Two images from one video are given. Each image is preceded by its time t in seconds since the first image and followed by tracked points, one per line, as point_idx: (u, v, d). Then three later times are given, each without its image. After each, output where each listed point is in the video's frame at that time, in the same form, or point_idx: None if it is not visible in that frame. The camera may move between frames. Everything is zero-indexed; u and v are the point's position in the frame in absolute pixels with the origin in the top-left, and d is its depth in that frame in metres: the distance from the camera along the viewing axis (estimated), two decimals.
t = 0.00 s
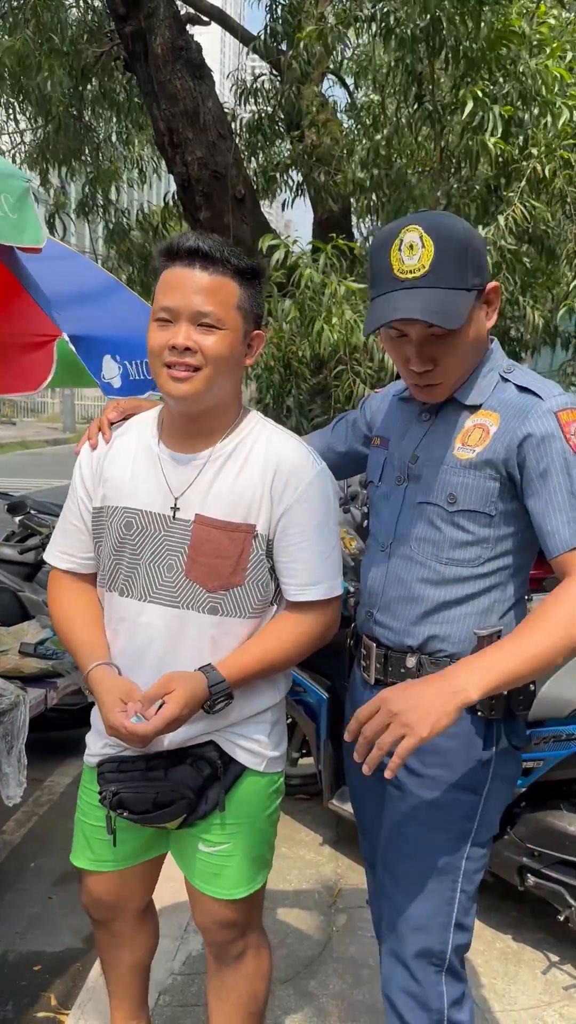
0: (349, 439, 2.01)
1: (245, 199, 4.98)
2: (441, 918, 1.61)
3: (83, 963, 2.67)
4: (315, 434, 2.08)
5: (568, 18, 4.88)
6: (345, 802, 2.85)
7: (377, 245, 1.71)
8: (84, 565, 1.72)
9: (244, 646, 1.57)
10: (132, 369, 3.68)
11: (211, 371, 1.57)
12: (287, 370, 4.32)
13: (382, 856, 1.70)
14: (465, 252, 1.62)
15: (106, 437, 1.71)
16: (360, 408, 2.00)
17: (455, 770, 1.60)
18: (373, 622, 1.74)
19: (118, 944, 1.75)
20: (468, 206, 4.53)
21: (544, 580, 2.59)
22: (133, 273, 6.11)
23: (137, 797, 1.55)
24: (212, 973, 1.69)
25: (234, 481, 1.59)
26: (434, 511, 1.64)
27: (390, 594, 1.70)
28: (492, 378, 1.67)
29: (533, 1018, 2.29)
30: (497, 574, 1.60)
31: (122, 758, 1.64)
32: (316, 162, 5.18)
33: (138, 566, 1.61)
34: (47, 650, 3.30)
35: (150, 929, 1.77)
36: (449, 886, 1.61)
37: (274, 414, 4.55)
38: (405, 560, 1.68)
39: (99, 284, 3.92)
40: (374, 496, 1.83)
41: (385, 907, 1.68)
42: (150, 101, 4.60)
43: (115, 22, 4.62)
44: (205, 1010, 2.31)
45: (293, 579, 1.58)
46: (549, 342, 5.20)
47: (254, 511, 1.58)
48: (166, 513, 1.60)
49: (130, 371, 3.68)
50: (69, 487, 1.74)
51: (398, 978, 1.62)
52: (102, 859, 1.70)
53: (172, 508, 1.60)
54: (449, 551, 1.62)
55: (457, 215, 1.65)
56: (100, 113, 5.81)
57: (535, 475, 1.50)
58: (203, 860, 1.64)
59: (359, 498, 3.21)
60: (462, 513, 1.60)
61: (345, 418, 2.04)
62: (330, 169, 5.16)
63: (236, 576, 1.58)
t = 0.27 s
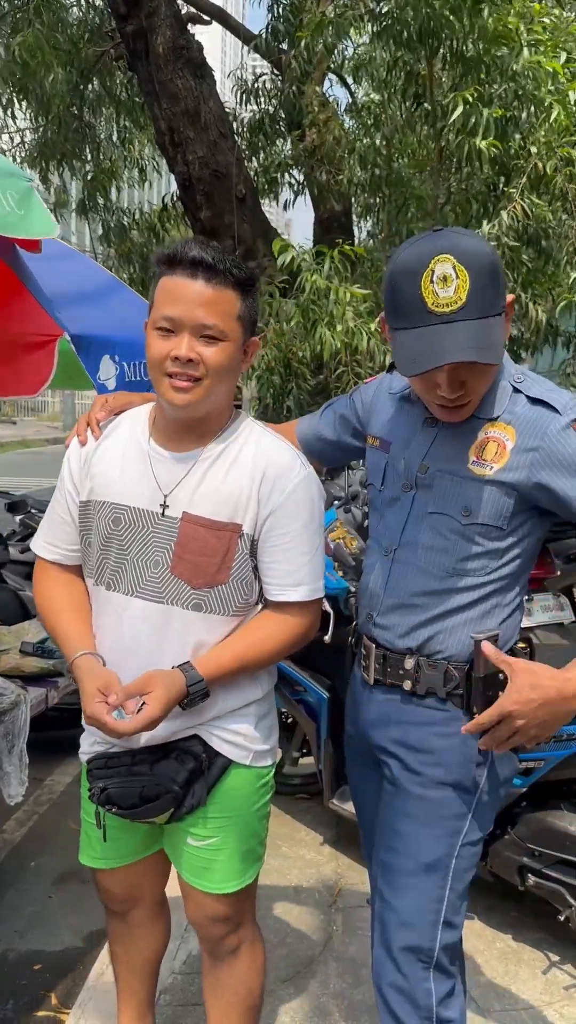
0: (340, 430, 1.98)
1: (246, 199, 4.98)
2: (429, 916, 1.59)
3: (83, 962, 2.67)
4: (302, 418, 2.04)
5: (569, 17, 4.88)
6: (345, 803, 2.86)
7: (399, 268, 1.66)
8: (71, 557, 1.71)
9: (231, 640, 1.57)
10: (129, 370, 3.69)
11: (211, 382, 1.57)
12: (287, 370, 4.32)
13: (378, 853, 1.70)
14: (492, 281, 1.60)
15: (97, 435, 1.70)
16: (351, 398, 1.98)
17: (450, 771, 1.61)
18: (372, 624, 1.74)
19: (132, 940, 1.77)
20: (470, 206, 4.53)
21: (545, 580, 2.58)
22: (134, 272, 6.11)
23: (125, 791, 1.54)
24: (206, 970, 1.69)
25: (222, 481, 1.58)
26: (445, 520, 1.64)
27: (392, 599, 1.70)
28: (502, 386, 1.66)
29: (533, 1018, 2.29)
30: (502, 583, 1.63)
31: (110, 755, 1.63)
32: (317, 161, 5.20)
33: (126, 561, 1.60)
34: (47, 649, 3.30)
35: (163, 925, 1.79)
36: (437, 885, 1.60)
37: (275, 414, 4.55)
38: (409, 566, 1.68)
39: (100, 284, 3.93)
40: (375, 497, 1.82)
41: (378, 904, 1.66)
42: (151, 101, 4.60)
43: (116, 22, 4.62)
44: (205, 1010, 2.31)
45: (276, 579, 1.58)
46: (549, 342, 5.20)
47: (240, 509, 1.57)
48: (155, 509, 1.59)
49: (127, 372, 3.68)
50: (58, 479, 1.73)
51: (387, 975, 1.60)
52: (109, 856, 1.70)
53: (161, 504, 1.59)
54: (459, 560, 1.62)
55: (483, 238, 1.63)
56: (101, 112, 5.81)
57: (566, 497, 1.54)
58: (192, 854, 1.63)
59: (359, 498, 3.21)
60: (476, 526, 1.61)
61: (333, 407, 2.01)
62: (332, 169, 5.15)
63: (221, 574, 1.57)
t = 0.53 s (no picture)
0: (344, 429, 1.99)
1: (247, 198, 4.98)
2: (436, 916, 1.59)
3: (85, 961, 2.67)
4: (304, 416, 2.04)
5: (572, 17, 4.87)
6: (345, 803, 2.87)
7: (397, 266, 1.67)
8: (64, 552, 1.71)
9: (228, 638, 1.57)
10: (140, 366, 3.69)
11: (216, 395, 1.57)
12: (288, 370, 4.31)
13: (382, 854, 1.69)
14: (491, 279, 1.60)
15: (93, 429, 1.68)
16: (356, 398, 1.99)
17: (454, 772, 1.61)
18: (376, 623, 1.74)
19: (129, 936, 1.77)
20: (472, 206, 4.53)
21: (546, 579, 2.58)
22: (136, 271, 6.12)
23: (119, 789, 1.54)
24: (203, 971, 1.69)
25: (219, 481, 1.58)
26: (449, 519, 1.64)
27: (396, 599, 1.70)
28: (505, 383, 1.66)
29: (534, 1018, 2.29)
30: (507, 582, 1.63)
31: (104, 752, 1.63)
32: (320, 161, 5.14)
33: (121, 557, 1.59)
34: (49, 649, 3.30)
35: (158, 925, 1.80)
36: (443, 885, 1.60)
37: (276, 414, 4.55)
38: (414, 565, 1.68)
39: (102, 283, 3.93)
40: (381, 498, 1.82)
41: (383, 905, 1.66)
42: (153, 101, 4.61)
43: (118, 21, 4.62)
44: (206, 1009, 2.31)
45: (272, 577, 1.59)
46: (551, 342, 5.20)
47: (239, 508, 1.57)
48: (153, 507, 1.58)
49: (137, 367, 3.68)
50: (54, 473, 1.71)
51: (393, 976, 1.60)
52: (104, 856, 1.70)
53: (159, 503, 1.58)
54: (462, 559, 1.62)
55: (479, 233, 1.63)
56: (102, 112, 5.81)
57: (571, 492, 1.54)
58: (185, 853, 1.63)
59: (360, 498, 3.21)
60: (480, 524, 1.61)
61: (337, 405, 2.02)
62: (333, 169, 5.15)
63: (218, 572, 1.57)
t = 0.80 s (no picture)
0: (347, 433, 2.00)
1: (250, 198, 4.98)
2: (440, 917, 1.59)
3: (87, 961, 2.67)
4: (308, 420, 2.05)
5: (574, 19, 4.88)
6: (348, 803, 2.87)
7: (393, 263, 1.68)
8: (68, 555, 1.71)
9: (237, 638, 1.57)
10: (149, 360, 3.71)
11: (225, 398, 1.57)
12: (290, 370, 4.31)
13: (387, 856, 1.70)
14: (487, 275, 1.60)
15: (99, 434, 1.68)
16: (359, 400, 1.99)
17: (459, 773, 1.61)
18: (380, 624, 1.75)
19: (128, 940, 1.77)
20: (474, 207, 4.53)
21: (549, 580, 2.56)
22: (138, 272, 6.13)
23: (124, 795, 1.55)
24: (204, 972, 1.69)
25: (226, 483, 1.58)
26: (453, 519, 1.64)
27: (400, 599, 1.70)
28: (506, 382, 1.67)
29: (536, 1019, 2.30)
30: (510, 581, 1.63)
31: (108, 757, 1.63)
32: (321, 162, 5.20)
33: (127, 559, 1.59)
34: (51, 649, 3.30)
35: (158, 928, 1.80)
36: (448, 886, 1.60)
37: (278, 414, 4.55)
38: (418, 565, 1.68)
39: (105, 283, 3.94)
40: (384, 498, 1.83)
41: (387, 907, 1.66)
42: (156, 102, 4.62)
43: (121, 22, 4.63)
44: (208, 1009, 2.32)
45: (279, 578, 1.60)
46: (553, 344, 5.21)
47: (246, 510, 1.58)
48: (160, 509, 1.59)
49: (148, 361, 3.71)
50: (60, 473, 1.71)
51: (398, 977, 1.60)
52: (106, 861, 1.70)
53: (166, 506, 1.59)
54: (466, 558, 1.62)
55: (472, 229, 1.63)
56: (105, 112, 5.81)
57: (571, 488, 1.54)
58: (191, 858, 1.63)
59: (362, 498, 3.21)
60: (482, 522, 1.61)
61: (341, 409, 2.03)
62: (336, 170, 5.14)
63: (225, 573, 1.58)
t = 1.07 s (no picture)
0: (353, 437, 2.02)
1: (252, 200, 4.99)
2: (445, 918, 1.60)
3: (89, 961, 2.67)
4: (315, 426, 2.07)
5: None
6: (350, 803, 2.86)
7: (389, 235, 1.75)
8: (74, 558, 1.70)
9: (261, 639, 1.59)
10: (145, 369, 3.77)
11: (233, 392, 1.58)
12: (296, 370, 4.31)
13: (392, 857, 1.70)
14: (477, 238, 1.66)
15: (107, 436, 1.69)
16: (365, 406, 2.01)
17: (464, 773, 1.62)
18: (384, 626, 1.75)
19: (129, 944, 1.77)
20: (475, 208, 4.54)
21: (551, 582, 2.60)
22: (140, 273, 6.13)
23: (133, 799, 1.53)
24: (210, 973, 1.70)
25: (236, 485, 1.59)
26: (455, 518, 1.65)
27: (404, 598, 1.71)
28: (506, 382, 1.69)
29: (537, 1019, 2.30)
30: (514, 578, 1.63)
31: (117, 763, 1.61)
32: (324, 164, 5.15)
33: (135, 561, 1.60)
34: (54, 649, 3.31)
35: (159, 931, 1.79)
36: (452, 887, 1.60)
37: (282, 415, 4.56)
38: (421, 565, 1.69)
39: (107, 286, 3.95)
40: (387, 500, 1.83)
41: (392, 907, 1.67)
42: (159, 104, 4.63)
43: (125, 24, 4.64)
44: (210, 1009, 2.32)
45: (288, 580, 1.60)
46: (554, 346, 5.21)
47: (256, 512, 1.59)
48: (168, 510, 1.60)
49: (143, 370, 3.76)
50: (66, 475, 1.71)
51: (403, 978, 1.61)
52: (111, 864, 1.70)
53: (174, 507, 1.60)
54: (469, 556, 1.63)
55: (464, 206, 1.70)
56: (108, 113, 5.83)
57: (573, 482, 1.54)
58: (200, 863, 1.63)
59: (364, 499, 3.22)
60: (484, 520, 1.62)
61: (348, 415, 2.04)
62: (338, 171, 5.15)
63: (236, 575, 1.58)
